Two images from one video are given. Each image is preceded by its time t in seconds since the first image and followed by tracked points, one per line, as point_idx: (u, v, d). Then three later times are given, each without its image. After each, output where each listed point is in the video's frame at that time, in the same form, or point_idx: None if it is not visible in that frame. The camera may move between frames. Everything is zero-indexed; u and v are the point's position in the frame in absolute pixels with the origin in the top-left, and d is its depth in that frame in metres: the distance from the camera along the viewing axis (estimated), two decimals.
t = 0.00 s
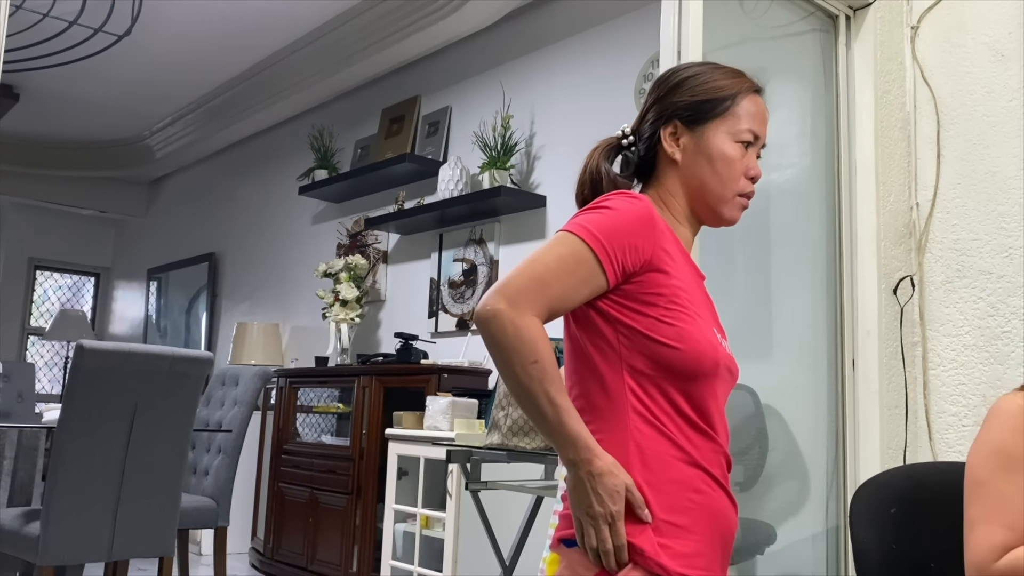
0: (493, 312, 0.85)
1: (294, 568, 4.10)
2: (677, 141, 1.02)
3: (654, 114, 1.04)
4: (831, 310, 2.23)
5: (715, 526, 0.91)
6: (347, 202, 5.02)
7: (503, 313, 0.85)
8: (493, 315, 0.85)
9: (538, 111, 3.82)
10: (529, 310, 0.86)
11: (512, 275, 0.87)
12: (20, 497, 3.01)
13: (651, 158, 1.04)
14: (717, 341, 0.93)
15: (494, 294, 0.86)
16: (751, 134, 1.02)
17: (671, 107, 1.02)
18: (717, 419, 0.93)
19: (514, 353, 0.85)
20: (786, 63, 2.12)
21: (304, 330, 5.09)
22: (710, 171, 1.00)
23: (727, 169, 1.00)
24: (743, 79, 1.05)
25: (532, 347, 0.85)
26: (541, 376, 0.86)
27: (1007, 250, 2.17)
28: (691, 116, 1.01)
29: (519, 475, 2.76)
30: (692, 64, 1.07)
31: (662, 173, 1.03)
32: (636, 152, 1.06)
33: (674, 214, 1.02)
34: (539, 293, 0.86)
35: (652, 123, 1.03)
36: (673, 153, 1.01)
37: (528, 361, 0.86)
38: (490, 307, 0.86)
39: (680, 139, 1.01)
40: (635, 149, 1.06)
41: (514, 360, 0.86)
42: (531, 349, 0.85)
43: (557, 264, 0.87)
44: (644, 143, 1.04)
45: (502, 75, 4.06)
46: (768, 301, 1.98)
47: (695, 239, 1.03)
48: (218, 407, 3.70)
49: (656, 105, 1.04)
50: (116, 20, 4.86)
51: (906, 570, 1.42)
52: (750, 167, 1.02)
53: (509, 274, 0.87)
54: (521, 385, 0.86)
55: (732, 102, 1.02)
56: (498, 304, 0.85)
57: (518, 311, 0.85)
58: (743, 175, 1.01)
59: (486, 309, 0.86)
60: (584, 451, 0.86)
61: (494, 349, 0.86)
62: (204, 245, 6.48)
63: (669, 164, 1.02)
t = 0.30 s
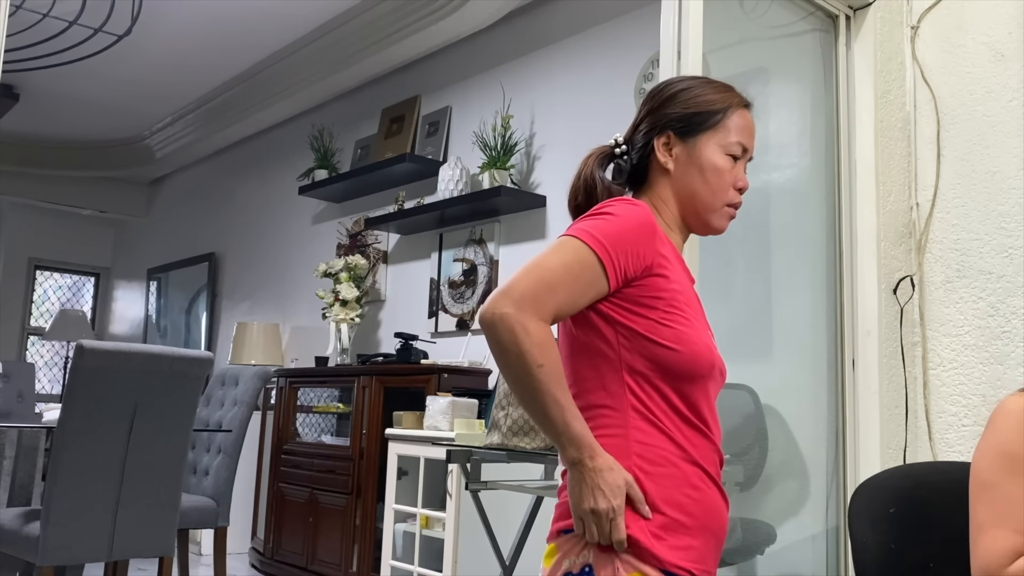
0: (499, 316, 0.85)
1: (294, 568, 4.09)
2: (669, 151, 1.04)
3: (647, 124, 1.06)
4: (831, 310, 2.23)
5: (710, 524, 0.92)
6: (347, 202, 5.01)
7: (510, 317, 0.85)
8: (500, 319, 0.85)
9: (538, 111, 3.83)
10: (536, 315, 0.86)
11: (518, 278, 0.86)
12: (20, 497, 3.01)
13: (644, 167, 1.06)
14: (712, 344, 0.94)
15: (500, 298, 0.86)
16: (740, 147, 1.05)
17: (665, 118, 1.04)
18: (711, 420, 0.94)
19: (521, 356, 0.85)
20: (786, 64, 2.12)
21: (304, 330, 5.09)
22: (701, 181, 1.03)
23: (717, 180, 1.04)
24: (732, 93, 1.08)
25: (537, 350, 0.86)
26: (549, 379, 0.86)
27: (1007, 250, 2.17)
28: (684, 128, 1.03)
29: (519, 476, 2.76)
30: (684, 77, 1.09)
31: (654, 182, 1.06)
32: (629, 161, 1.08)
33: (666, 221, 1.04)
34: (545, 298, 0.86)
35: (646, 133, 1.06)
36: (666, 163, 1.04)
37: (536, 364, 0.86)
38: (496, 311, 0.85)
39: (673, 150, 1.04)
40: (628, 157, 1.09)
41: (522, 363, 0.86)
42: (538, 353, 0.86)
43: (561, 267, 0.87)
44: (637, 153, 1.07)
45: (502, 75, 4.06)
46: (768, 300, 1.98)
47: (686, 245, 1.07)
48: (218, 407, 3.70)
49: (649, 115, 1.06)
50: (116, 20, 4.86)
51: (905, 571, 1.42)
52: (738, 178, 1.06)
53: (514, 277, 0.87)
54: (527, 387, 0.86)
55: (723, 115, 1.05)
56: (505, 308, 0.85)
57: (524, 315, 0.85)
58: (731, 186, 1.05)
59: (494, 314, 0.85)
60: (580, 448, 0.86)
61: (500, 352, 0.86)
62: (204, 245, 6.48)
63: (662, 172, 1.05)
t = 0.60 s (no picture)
0: (498, 322, 0.85)
1: (294, 568, 4.10)
2: (663, 156, 1.04)
3: (641, 129, 1.06)
4: (831, 310, 2.23)
5: (708, 525, 0.92)
6: (347, 202, 5.02)
7: (511, 322, 0.85)
8: (498, 324, 0.85)
9: (537, 111, 3.83)
10: (534, 319, 0.86)
11: (516, 284, 0.87)
12: (20, 497, 3.01)
13: (638, 171, 1.06)
14: (706, 345, 0.94)
15: (499, 303, 0.86)
16: (732, 151, 1.06)
17: (658, 122, 1.05)
18: (707, 420, 0.94)
19: (522, 360, 0.86)
20: (786, 63, 2.12)
21: (304, 330, 5.09)
22: (694, 185, 1.03)
23: (710, 184, 1.04)
24: (725, 98, 1.08)
25: (537, 353, 0.86)
26: (548, 382, 0.86)
27: (1007, 250, 2.17)
28: (678, 132, 1.03)
29: (519, 476, 2.76)
30: (677, 82, 1.09)
31: (648, 186, 1.06)
32: (623, 165, 1.08)
33: (661, 225, 1.04)
34: (542, 303, 0.86)
35: (640, 138, 1.06)
36: (660, 167, 1.04)
37: (536, 367, 0.86)
38: (496, 318, 0.85)
39: (666, 154, 1.04)
40: (622, 161, 1.09)
41: (522, 366, 0.86)
42: (539, 356, 0.86)
43: (558, 272, 0.87)
44: (632, 157, 1.07)
45: (502, 75, 4.06)
46: (768, 299, 1.98)
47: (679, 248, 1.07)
48: (218, 407, 3.70)
49: (643, 121, 1.07)
50: (116, 20, 4.86)
51: (906, 571, 1.42)
52: (730, 183, 1.06)
53: (512, 283, 0.87)
54: (529, 389, 0.87)
55: (716, 120, 1.05)
56: (505, 313, 0.85)
57: (523, 318, 0.85)
58: (724, 190, 1.05)
59: (493, 319, 0.86)
60: (585, 448, 0.87)
61: (501, 356, 0.86)
62: (204, 245, 6.48)
63: (655, 176, 1.05)
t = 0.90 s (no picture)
0: (484, 330, 0.86)
1: (294, 568, 4.10)
2: (655, 157, 1.05)
3: (634, 131, 1.07)
4: (831, 310, 2.23)
5: (704, 523, 0.91)
6: (347, 202, 5.02)
7: (496, 330, 0.86)
8: (484, 333, 0.86)
9: (537, 111, 3.83)
10: (520, 325, 0.86)
11: (501, 291, 0.87)
12: (20, 497, 3.01)
13: (633, 173, 1.07)
14: (698, 344, 0.94)
15: (485, 312, 0.87)
16: (726, 150, 1.05)
17: (651, 123, 1.05)
18: (700, 419, 0.94)
19: (508, 366, 0.86)
20: (786, 63, 2.12)
21: (304, 330, 5.09)
22: (686, 185, 1.03)
23: (703, 184, 1.04)
24: (720, 97, 1.07)
25: (523, 359, 0.86)
26: (536, 386, 0.87)
27: (1007, 250, 2.17)
28: (669, 133, 1.04)
29: (519, 476, 2.76)
30: (672, 83, 1.09)
31: (641, 187, 1.06)
32: (618, 167, 1.09)
33: (655, 225, 1.05)
34: (527, 309, 0.87)
35: (633, 139, 1.06)
36: (652, 168, 1.05)
37: (521, 373, 0.86)
38: (482, 326, 0.86)
39: (659, 155, 1.05)
40: (618, 163, 1.09)
41: (510, 373, 0.86)
42: (523, 362, 0.86)
43: (542, 277, 0.88)
44: (626, 159, 1.08)
45: (502, 75, 4.06)
46: (768, 298, 1.98)
47: (676, 249, 1.07)
48: (218, 407, 3.70)
49: (637, 122, 1.07)
50: (116, 20, 4.86)
51: (907, 572, 1.42)
52: (725, 182, 1.05)
53: (497, 291, 0.88)
54: (516, 395, 0.87)
55: (708, 119, 1.04)
56: (489, 320, 0.86)
57: (507, 325, 0.86)
58: (718, 189, 1.05)
59: (479, 327, 0.87)
60: (574, 449, 0.87)
61: (488, 363, 0.87)
62: (204, 245, 6.48)
63: (649, 177, 1.06)
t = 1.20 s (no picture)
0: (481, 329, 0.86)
1: (294, 568, 4.10)
2: (654, 157, 1.05)
3: (633, 131, 1.07)
4: (831, 310, 2.22)
5: (706, 522, 0.91)
6: (347, 202, 5.02)
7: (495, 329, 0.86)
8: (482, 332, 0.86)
9: (538, 111, 3.83)
10: (519, 323, 0.86)
11: (499, 291, 0.87)
12: (20, 497, 3.01)
13: (632, 173, 1.07)
14: (698, 344, 0.94)
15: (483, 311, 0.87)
16: (726, 149, 1.05)
17: (649, 123, 1.05)
18: (701, 420, 0.94)
19: (507, 364, 0.86)
20: (786, 63, 2.12)
21: (304, 330, 5.09)
22: (685, 185, 1.03)
23: (703, 184, 1.03)
24: (719, 97, 1.07)
25: (522, 357, 0.86)
26: (536, 385, 0.87)
27: (1007, 250, 2.17)
28: (667, 133, 1.04)
29: (519, 476, 2.76)
30: (672, 83, 1.09)
31: (641, 187, 1.06)
32: (618, 167, 1.09)
33: (655, 225, 1.05)
34: (525, 308, 0.87)
35: (633, 139, 1.07)
36: (651, 168, 1.05)
37: (522, 371, 0.86)
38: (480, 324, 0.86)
39: (658, 155, 1.05)
40: (618, 164, 1.10)
41: (508, 371, 0.86)
42: (523, 360, 0.86)
43: (540, 277, 0.88)
44: (625, 160, 1.08)
45: (502, 75, 4.06)
46: (768, 298, 1.98)
47: (676, 249, 1.07)
48: (218, 407, 3.70)
49: (636, 122, 1.07)
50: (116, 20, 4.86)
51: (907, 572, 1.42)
52: (725, 181, 1.05)
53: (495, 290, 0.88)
54: (516, 392, 0.87)
55: (707, 119, 1.04)
56: (487, 320, 0.86)
57: (506, 323, 0.86)
58: (718, 188, 1.05)
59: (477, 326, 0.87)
60: (576, 448, 0.87)
61: (487, 362, 0.87)
62: (204, 245, 6.48)
63: (648, 178, 1.06)
